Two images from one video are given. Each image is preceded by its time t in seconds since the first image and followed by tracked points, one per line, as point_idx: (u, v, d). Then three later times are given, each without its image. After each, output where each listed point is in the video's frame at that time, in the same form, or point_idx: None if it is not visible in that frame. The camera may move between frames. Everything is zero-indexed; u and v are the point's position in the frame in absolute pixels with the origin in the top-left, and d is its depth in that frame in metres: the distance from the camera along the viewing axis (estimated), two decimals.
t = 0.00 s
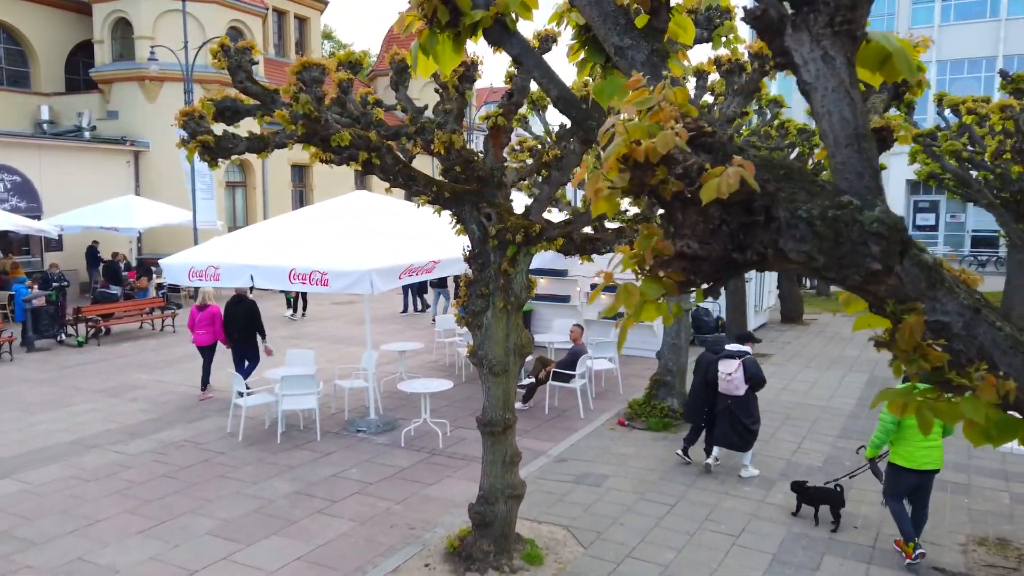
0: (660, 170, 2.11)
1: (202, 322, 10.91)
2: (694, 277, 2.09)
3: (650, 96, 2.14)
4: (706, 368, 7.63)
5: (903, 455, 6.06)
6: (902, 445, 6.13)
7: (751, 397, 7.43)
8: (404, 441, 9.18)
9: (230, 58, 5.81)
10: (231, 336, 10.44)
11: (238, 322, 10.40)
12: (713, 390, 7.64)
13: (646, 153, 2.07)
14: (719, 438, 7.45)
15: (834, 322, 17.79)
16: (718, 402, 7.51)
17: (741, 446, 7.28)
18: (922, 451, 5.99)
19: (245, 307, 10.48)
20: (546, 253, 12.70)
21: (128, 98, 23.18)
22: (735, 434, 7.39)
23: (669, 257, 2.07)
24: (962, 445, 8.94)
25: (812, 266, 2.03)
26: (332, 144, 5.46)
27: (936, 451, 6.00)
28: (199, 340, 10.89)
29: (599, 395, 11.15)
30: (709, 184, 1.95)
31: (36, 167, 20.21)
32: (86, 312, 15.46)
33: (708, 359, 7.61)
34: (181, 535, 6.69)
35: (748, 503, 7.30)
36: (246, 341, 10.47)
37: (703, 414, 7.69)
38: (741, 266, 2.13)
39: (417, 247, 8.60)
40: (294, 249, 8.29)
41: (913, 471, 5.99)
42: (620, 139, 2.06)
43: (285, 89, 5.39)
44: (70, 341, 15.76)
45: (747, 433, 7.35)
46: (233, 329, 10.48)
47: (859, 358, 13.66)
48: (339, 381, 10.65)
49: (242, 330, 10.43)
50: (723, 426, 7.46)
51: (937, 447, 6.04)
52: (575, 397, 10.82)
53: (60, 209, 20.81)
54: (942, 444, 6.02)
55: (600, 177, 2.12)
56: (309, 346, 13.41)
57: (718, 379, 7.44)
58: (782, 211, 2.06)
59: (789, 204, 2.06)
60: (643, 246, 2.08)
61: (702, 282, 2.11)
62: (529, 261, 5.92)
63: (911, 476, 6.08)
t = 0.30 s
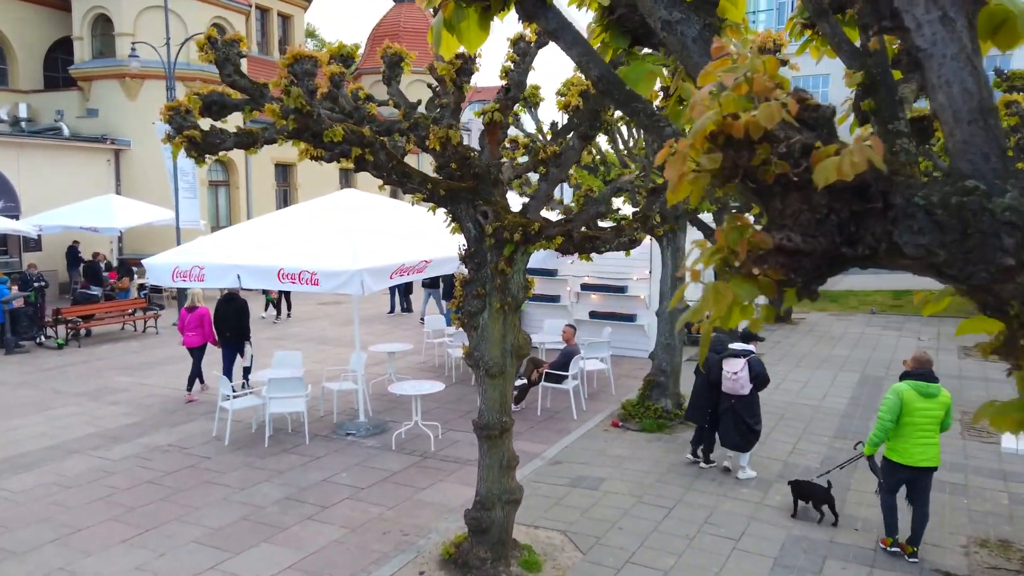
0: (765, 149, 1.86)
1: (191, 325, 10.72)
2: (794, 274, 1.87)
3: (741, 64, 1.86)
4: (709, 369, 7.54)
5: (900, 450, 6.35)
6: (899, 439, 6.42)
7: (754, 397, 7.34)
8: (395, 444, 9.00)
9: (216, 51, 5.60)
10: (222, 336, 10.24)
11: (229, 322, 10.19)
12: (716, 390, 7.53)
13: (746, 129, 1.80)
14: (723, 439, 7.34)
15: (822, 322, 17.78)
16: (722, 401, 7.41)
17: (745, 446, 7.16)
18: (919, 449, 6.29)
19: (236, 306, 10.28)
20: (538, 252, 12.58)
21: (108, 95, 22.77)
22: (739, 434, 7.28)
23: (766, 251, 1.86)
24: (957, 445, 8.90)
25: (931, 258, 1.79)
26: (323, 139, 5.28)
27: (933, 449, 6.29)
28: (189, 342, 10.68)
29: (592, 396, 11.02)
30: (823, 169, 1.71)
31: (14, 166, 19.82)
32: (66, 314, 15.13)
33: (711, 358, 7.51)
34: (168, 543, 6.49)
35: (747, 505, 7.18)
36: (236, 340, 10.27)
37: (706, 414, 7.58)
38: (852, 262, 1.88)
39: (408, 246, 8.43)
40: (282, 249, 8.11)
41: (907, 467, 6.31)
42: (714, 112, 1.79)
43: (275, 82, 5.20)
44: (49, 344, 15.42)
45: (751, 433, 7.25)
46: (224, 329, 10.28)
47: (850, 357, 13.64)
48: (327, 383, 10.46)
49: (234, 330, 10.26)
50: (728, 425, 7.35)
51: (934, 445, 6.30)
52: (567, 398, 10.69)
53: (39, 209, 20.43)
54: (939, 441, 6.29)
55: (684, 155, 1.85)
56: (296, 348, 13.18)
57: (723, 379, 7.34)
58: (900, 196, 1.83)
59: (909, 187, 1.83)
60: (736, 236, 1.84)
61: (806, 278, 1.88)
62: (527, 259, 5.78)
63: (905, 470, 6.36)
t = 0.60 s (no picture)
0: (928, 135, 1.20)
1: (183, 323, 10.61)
2: (953, 298, 1.24)
3: (877, 33, 1.23)
4: (713, 371, 7.43)
5: (898, 451, 6.29)
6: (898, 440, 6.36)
7: (759, 399, 7.26)
8: (389, 449, 8.83)
9: (207, 45, 5.42)
10: (216, 336, 10.35)
11: (224, 323, 10.29)
12: (721, 393, 7.39)
13: (911, 112, 1.16)
14: (729, 441, 7.20)
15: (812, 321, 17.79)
16: (727, 403, 7.28)
17: (752, 447, 7.03)
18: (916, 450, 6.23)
19: (230, 307, 10.35)
20: (535, 255, 12.52)
21: (90, 93, 22.38)
22: (745, 435, 7.18)
23: (922, 264, 1.23)
24: (956, 447, 8.85)
25: None
26: (319, 137, 5.09)
27: (930, 451, 6.21)
28: (180, 341, 10.63)
29: (586, 398, 10.89)
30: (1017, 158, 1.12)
31: None
32: (48, 316, 14.82)
33: (715, 359, 7.40)
34: (156, 554, 6.28)
35: (749, 511, 7.06)
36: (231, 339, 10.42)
37: (710, 417, 7.41)
38: None
39: (399, 247, 8.25)
40: (272, 250, 7.92)
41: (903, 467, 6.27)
42: (865, 91, 1.15)
43: (269, 77, 5.02)
44: (31, 346, 15.09)
45: (758, 434, 7.16)
46: (218, 329, 10.38)
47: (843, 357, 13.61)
48: (318, 386, 10.27)
49: (227, 330, 10.33)
50: (733, 427, 7.25)
51: (933, 446, 6.23)
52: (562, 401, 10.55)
53: (20, 209, 20.05)
54: (938, 441, 6.22)
55: (814, 147, 1.20)
56: (285, 350, 12.96)
57: (729, 380, 7.24)
58: None
59: None
60: (884, 244, 1.25)
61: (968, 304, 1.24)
62: (527, 261, 5.64)
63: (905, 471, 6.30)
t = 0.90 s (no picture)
0: None
1: (175, 322, 10.75)
2: None
3: None
4: (717, 374, 7.29)
5: (898, 452, 6.23)
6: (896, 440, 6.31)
7: (765, 401, 7.18)
8: (382, 454, 8.65)
9: (197, 39, 5.20)
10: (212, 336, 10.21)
11: (218, 322, 10.17)
12: (726, 396, 7.28)
13: None
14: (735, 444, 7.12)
15: (804, 322, 17.76)
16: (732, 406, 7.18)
17: (759, 451, 6.94)
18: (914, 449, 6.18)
19: (227, 308, 10.26)
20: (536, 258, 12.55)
21: (72, 92, 22.00)
22: (751, 439, 7.12)
23: None
24: (956, 449, 8.77)
25: None
26: (315, 135, 4.93)
27: (928, 450, 6.15)
28: (172, 340, 10.73)
29: (582, 400, 10.75)
30: None
31: None
32: (31, 318, 14.53)
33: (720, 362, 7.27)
34: (145, 566, 6.08)
35: (752, 516, 6.94)
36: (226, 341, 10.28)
37: (715, 421, 7.31)
38: None
39: (394, 248, 8.11)
40: (264, 251, 7.72)
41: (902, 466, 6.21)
42: None
43: (263, 73, 4.83)
44: (13, 349, 14.78)
45: (763, 437, 7.09)
46: (214, 329, 10.25)
47: (838, 358, 13.54)
48: (309, 390, 10.06)
49: (222, 331, 10.22)
50: (738, 430, 7.16)
51: (932, 447, 6.18)
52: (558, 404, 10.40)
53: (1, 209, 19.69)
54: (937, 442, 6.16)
55: None
56: (274, 353, 12.73)
57: (735, 383, 7.14)
58: None
59: None
60: None
61: None
62: (530, 263, 5.48)
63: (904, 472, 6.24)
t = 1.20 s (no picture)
0: None
1: (171, 323, 10.58)
2: None
3: None
4: (724, 376, 7.17)
5: (899, 447, 6.32)
6: (898, 437, 6.43)
7: (774, 401, 7.05)
8: (379, 459, 8.47)
9: (191, 33, 5.04)
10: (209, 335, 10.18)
11: (215, 322, 10.13)
12: (734, 397, 7.17)
13: None
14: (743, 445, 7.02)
15: (800, 322, 17.69)
16: (741, 407, 7.07)
17: (767, 452, 6.82)
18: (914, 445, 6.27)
19: (223, 306, 10.24)
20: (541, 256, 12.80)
21: (59, 90, 21.66)
22: (760, 439, 7.00)
23: None
24: (961, 451, 8.67)
25: None
26: (315, 131, 4.77)
27: (929, 446, 6.23)
28: (169, 341, 10.55)
29: (581, 403, 10.61)
30: None
31: None
32: (18, 320, 14.25)
33: (727, 363, 7.15)
34: None
35: (758, 521, 6.81)
36: (224, 339, 10.24)
37: (723, 422, 7.21)
38: None
39: (393, 249, 7.93)
40: (259, 251, 7.54)
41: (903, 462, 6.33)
42: None
43: (260, 66, 4.65)
44: None
45: (772, 438, 6.97)
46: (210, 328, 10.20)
47: (836, 359, 13.45)
48: (302, 393, 9.87)
49: (222, 330, 10.13)
50: (747, 430, 7.05)
51: (934, 443, 6.24)
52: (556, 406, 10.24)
53: None
54: (939, 438, 6.22)
55: None
56: (266, 356, 12.51)
57: (744, 383, 7.01)
58: None
59: None
60: None
61: None
62: (534, 264, 5.31)
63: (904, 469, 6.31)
